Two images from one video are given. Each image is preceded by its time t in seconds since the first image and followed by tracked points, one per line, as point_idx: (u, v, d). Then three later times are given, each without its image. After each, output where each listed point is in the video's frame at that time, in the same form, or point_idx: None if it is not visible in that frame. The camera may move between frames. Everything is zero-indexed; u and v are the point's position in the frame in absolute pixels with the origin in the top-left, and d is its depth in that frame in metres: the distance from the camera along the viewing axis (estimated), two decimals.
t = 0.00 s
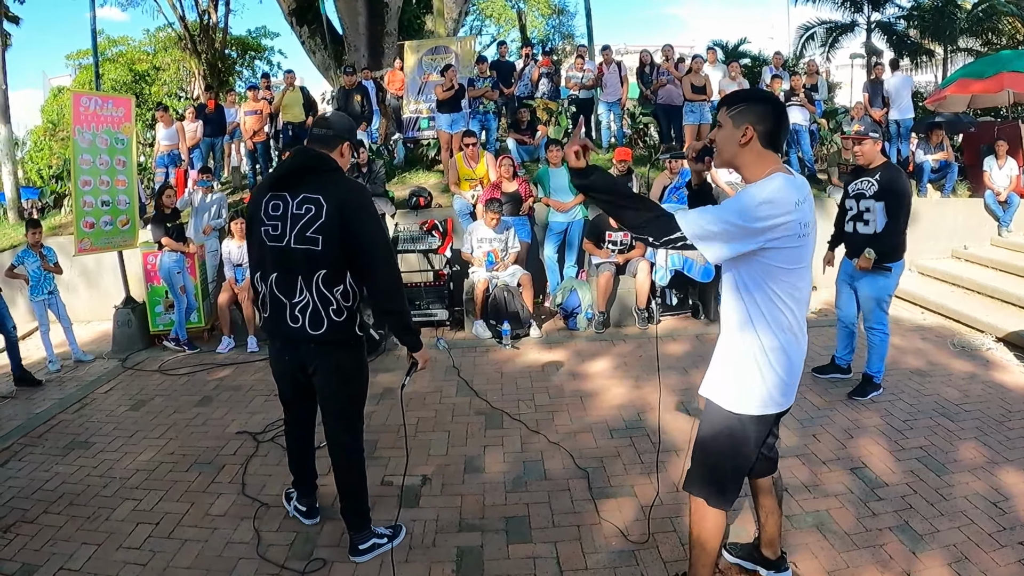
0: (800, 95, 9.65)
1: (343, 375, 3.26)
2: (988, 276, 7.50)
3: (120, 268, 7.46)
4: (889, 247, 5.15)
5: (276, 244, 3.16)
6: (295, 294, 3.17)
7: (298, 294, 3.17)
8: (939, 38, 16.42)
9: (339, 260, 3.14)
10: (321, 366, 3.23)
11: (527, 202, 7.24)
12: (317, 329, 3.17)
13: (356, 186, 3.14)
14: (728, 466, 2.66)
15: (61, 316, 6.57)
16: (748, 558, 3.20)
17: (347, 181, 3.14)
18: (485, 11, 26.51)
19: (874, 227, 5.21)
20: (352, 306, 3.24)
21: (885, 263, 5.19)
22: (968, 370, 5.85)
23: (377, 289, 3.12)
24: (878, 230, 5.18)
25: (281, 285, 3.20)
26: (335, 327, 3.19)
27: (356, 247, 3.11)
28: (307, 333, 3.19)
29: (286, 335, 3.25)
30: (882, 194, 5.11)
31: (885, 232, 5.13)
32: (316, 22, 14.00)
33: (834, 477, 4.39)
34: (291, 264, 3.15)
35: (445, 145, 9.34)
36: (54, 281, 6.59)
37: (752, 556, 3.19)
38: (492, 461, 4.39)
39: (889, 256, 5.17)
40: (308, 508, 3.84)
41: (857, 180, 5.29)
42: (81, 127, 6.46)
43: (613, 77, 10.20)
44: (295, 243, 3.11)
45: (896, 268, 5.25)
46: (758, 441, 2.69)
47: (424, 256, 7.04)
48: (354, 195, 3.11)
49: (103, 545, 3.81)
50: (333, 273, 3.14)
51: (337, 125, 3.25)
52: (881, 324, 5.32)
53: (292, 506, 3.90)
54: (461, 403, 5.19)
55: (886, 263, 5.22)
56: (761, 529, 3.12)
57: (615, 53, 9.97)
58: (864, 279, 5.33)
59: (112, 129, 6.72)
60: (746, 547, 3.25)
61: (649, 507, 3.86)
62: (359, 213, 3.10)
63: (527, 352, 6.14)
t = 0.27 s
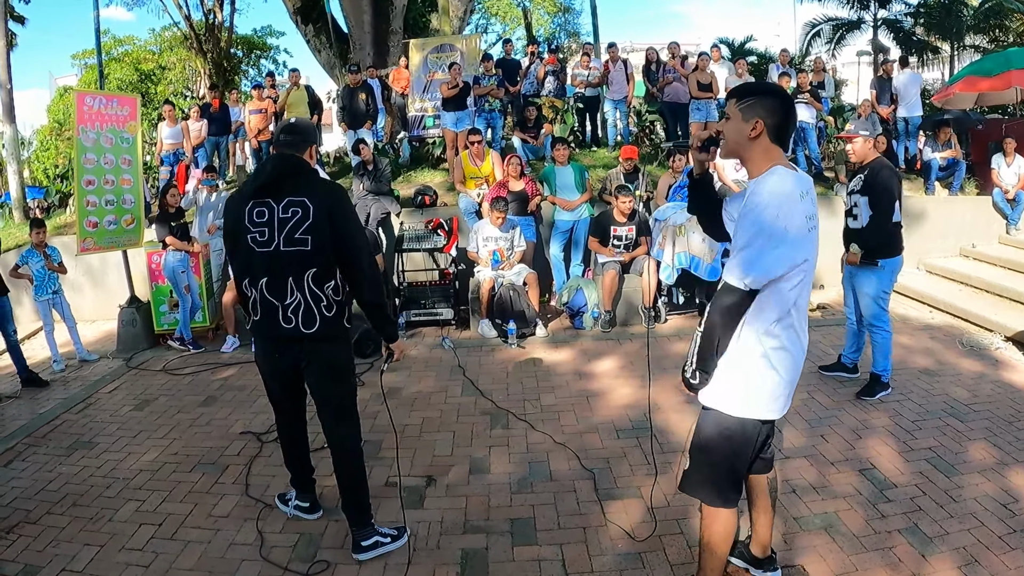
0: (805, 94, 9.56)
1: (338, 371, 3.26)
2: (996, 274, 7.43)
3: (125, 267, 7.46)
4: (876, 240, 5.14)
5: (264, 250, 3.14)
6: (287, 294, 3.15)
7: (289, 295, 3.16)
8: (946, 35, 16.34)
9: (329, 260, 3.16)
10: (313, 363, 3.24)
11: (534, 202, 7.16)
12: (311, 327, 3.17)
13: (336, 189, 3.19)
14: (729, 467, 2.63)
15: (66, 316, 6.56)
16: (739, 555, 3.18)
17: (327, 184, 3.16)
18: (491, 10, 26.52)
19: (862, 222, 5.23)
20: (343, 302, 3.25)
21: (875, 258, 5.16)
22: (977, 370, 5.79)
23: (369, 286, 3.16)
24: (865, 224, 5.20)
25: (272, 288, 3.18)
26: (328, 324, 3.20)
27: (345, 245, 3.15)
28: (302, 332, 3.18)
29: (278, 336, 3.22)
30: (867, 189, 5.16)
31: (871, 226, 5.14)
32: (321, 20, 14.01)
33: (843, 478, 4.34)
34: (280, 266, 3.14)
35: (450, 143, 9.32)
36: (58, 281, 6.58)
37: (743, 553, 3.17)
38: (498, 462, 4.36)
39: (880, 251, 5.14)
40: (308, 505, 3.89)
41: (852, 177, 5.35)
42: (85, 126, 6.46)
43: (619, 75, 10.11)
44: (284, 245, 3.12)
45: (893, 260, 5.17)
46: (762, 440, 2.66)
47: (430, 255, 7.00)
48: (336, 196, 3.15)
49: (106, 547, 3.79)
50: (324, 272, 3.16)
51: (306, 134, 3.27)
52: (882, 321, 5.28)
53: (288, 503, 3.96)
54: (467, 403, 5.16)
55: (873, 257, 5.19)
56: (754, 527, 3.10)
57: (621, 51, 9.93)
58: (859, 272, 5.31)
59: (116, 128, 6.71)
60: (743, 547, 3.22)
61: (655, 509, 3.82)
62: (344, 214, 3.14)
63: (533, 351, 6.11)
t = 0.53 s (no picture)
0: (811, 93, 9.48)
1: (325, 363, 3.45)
2: (1005, 275, 7.38)
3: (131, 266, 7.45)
4: (867, 234, 5.10)
5: (255, 246, 3.22)
6: (280, 289, 3.26)
7: (279, 290, 3.27)
8: (954, 34, 16.27)
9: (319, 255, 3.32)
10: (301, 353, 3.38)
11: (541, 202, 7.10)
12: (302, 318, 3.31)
13: (318, 189, 3.34)
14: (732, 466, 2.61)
15: (71, 315, 6.56)
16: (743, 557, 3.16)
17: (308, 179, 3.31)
18: (497, 9, 26.53)
19: (854, 216, 5.20)
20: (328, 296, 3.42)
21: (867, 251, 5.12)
22: (986, 371, 5.74)
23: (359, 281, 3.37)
24: (856, 217, 5.17)
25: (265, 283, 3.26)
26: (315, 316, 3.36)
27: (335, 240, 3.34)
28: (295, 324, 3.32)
29: (270, 331, 3.32)
30: (858, 183, 5.15)
31: (860, 219, 5.12)
32: (327, 19, 14.02)
33: (852, 480, 4.30)
34: (271, 261, 3.24)
35: (457, 142, 9.30)
36: (64, 280, 6.58)
37: (748, 554, 3.16)
38: (504, 463, 4.33)
39: (871, 245, 5.10)
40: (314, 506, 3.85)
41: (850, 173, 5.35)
42: (90, 125, 6.46)
43: (626, 74, 10.07)
44: (276, 241, 3.22)
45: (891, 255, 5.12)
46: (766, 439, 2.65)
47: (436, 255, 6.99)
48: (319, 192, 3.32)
49: (110, 547, 3.77)
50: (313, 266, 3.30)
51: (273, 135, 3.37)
52: (878, 321, 5.23)
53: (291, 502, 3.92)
54: (472, 403, 5.13)
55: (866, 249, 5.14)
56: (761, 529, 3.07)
57: (628, 49, 9.91)
58: (857, 267, 5.27)
59: (123, 127, 6.67)
60: (747, 549, 3.19)
61: (662, 511, 3.79)
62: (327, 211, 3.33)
63: (540, 351, 6.08)
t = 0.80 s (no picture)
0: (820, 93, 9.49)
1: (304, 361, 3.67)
2: (1013, 275, 7.34)
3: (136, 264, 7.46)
4: (875, 232, 5.09)
5: (263, 239, 3.33)
6: (290, 278, 3.41)
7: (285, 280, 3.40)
8: (961, 34, 16.23)
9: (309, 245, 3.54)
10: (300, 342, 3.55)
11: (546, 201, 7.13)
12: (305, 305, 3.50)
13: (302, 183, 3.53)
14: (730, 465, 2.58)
15: (76, 313, 6.56)
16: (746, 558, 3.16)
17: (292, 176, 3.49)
18: (503, 8, 26.54)
19: (861, 214, 5.18)
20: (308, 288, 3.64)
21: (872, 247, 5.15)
22: (993, 371, 5.72)
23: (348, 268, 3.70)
24: (863, 215, 5.15)
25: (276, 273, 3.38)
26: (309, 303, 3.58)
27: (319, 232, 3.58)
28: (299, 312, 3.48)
29: (281, 321, 3.41)
30: (861, 181, 5.15)
31: (867, 217, 5.10)
32: (333, 18, 14.02)
33: (858, 481, 4.28)
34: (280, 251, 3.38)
35: (463, 141, 9.29)
36: (69, 278, 6.58)
37: (752, 555, 3.15)
38: (509, 462, 4.32)
39: (880, 242, 5.10)
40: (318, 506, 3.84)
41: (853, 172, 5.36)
42: (95, 123, 6.46)
43: (633, 73, 10.09)
44: (282, 233, 3.37)
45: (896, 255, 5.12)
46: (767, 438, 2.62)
47: (442, 254, 6.94)
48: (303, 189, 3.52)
49: (113, 545, 3.77)
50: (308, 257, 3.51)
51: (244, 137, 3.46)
52: (878, 319, 5.26)
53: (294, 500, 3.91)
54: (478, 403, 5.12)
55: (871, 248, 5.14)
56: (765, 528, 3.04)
57: (635, 48, 9.90)
58: (861, 266, 5.27)
59: (129, 125, 6.66)
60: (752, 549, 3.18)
61: (669, 511, 3.77)
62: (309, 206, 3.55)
63: (546, 350, 6.07)
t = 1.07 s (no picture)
0: (826, 94, 9.49)
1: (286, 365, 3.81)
2: (1020, 276, 7.32)
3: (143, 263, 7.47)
4: (885, 238, 5.04)
5: (261, 238, 3.49)
6: (284, 275, 3.60)
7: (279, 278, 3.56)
8: (967, 35, 16.20)
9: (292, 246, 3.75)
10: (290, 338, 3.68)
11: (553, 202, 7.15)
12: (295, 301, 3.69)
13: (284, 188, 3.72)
14: (740, 464, 2.58)
15: (83, 312, 6.57)
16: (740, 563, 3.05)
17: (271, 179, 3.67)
18: (509, 9, 26.56)
19: (870, 220, 5.14)
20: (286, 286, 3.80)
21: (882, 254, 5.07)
22: (999, 373, 5.70)
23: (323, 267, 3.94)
24: (874, 221, 5.10)
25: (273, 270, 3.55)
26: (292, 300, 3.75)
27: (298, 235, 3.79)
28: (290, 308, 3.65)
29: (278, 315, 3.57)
30: (873, 186, 5.08)
31: (878, 223, 5.06)
32: (339, 19, 14.04)
33: (865, 482, 4.27)
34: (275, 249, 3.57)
35: (469, 141, 9.29)
36: (76, 277, 6.59)
37: (743, 561, 3.07)
38: (517, 462, 4.32)
39: (887, 247, 5.04)
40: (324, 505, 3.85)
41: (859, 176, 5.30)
42: (102, 123, 6.49)
43: (639, 73, 10.06)
44: (276, 232, 3.56)
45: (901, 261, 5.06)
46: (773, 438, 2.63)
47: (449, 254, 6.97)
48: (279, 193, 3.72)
49: (120, 544, 3.78)
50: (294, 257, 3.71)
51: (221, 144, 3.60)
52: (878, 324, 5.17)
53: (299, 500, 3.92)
54: (485, 403, 5.12)
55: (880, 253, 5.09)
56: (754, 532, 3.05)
57: (642, 49, 9.90)
58: (864, 272, 5.22)
59: (137, 124, 6.67)
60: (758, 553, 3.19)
61: (676, 512, 3.77)
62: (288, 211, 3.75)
63: (552, 351, 6.07)
